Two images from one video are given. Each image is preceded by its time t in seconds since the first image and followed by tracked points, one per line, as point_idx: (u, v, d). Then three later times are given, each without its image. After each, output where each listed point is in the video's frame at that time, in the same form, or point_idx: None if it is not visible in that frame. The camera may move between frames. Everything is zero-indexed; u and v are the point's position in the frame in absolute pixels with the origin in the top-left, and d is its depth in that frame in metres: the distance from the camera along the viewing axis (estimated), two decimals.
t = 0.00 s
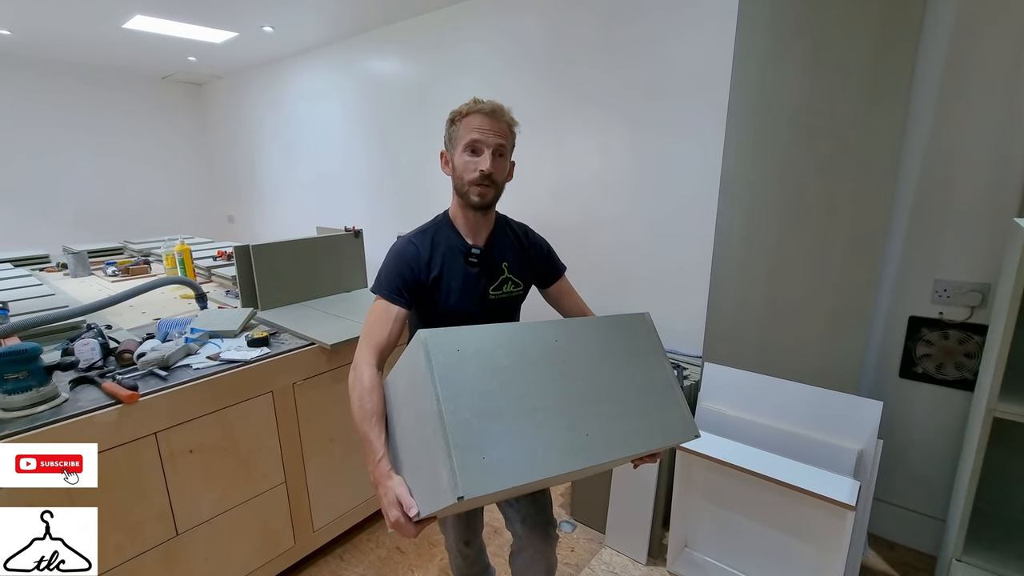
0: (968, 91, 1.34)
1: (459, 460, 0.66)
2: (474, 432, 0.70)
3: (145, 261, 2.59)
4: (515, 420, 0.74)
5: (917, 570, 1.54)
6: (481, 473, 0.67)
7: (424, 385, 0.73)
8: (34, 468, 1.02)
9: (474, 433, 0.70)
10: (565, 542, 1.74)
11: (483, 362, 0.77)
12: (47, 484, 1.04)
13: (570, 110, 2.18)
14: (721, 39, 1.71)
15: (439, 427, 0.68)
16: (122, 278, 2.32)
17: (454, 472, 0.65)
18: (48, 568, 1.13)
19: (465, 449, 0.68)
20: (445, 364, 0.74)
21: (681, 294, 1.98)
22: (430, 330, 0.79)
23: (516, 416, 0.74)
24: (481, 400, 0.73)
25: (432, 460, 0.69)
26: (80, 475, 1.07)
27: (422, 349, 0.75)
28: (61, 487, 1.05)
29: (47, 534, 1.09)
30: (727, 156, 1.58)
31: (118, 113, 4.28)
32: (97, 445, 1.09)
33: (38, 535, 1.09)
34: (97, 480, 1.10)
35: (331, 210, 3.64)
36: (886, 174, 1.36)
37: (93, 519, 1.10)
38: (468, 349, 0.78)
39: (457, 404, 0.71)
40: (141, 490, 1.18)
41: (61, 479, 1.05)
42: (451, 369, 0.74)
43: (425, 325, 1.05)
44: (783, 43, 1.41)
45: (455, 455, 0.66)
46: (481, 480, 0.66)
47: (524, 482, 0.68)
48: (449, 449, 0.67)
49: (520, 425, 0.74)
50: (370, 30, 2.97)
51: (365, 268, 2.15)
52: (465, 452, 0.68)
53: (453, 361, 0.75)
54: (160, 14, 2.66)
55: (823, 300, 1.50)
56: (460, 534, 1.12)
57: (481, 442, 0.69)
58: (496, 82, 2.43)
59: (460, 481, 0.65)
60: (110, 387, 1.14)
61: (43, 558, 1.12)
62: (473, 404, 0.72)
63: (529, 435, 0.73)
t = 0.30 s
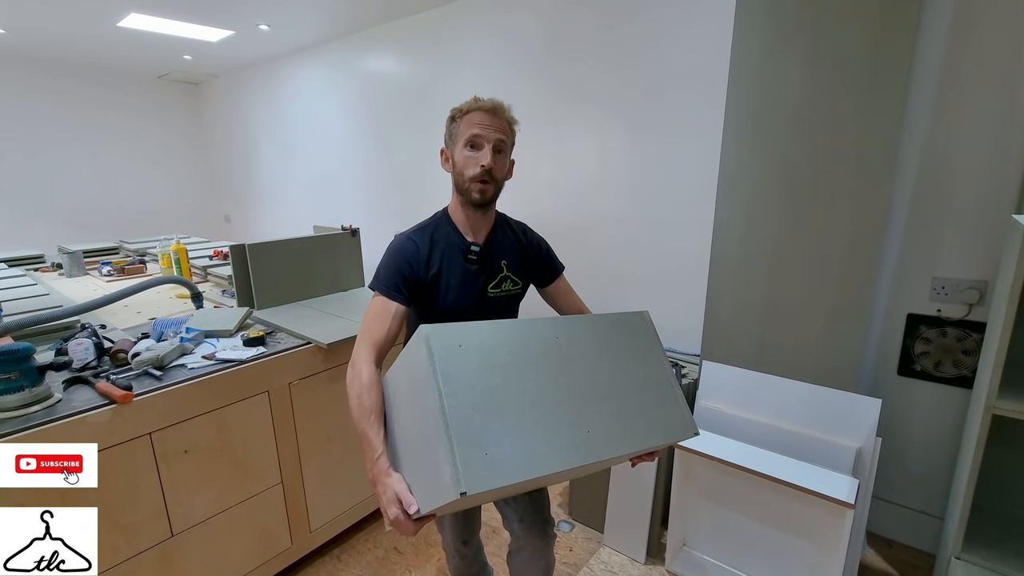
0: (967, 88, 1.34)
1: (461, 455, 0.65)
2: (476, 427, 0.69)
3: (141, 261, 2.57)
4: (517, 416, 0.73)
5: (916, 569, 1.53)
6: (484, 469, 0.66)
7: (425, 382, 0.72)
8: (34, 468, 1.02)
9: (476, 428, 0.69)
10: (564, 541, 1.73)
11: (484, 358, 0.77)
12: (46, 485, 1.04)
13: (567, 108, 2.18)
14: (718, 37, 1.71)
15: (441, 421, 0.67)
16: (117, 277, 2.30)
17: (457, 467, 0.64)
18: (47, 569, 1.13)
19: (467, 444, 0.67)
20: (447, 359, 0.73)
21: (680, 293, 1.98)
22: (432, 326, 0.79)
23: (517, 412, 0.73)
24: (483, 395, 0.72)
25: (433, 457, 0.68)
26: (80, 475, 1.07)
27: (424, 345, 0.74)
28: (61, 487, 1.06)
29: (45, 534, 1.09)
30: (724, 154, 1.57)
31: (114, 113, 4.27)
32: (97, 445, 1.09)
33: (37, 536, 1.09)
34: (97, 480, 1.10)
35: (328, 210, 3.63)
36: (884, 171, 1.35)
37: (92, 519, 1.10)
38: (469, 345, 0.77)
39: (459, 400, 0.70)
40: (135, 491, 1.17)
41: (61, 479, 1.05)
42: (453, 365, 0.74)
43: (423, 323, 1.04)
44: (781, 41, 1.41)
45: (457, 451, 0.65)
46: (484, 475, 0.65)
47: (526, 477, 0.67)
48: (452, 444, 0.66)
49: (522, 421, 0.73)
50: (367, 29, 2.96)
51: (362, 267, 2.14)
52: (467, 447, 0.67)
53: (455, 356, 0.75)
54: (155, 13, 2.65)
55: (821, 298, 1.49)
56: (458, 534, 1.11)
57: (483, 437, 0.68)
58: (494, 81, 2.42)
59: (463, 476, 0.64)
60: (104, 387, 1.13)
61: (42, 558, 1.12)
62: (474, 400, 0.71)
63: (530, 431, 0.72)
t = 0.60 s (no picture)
0: (965, 82, 1.34)
1: (467, 452, 0.65)
2: (480, 423, 0.68)
3: (135, 260, 2.56)
4: (520, 412, 0.72)
5: (914, 563, 1.54)
6: (488, 465, 0.65)
7: (428, 378, 0.72)
8: (34, 468, 1.02)
9: (481, 424, 0.69)
10: (562, 538, 1.73)
11: (487, 354, 0.76)
12: (46, 484, 1.04)
13: (563, 105, 2.17)
14: (715, 33, 1.70)
15: (446, 418, 0.67)
16: (112, 276, 2.29)
17: (462, 464, 0.64)
18: (48, 569, 1.13)
19: (471, 440, 0.66)
20: (449, 356, 0.73)
21: (677, 289, 1.97)
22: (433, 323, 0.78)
23: (519, 408, 0.73)
24: (485, 392, 0.71)
25: (436, 453, 0.68)
26: (80, 475, 1.07)
27: (426, 342, 0.73)
28: (61, 487, 1.05)
29: (46, 534, 1.09)
30: (721, 149, 1.57)
31: (109, 111, 4.24)
32: (97, 445, 1.09)
33: (38, 535, 1.09)
34: (97, 480, 1.10)
35: (324, 208, 3.61)
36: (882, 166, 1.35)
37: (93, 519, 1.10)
38: (472, 341, 0.77)
39: (463, 396, 0.70)
40: (131, 491, 1.16)
41: (61, 479, 1.05)
42: (456, 361, 0.73)
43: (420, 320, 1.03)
44: (778, 35, 1.40)
45: (462, 447, 0.65)
46: (489, 471, 0.65)
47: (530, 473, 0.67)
48: (456, 441, 0.65)
49: (524, 417, 0.72)
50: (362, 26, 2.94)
51: (359, 266, 2.13)
52: (471, 443, 0.66)
53: (457, 353, 0.74)
54: (149, 9, 2.63)
55: (819, 294, 1.49)
56: (457, 532, 1.11)
57: (488, 434, 0.68)
58: (489, 78, 2.41)
59: (468, 473, 0.63)
60: (99, 387, 1.12)
61: (43, 558, 1.12)
62: (476, 396, 0.71)
63: (533, 427, 0.72)
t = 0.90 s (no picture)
0: (961, 78, 1.34)
1: (470, 447, 0.65)
2: (482, 419, 0.68)
3: (132, 259, 2.55)
4: (521, 407, 0.72)
5: (911, 557, 1.55)
6: (490, 461, 0.65)
7: (428, 377, 0.71)
8: (34, 468, 1.02)
9: (483, 421, 0.68)
10: (561, 536, 1.73)
11: (486, 351, 0.76)
12: (46, 485, 1.04)
13: (560, 103, 2.17)
14: (712, 30, 1.70)
15: (448, 415, 0.67)
16: (108, 276, 2.28)
17: (466, 460, 0.64)
18: (47, 569, 1.13)
19: (475, 436, 0.66)
20: (449, 353, 0.72)
21: (675, 286, 1.98)
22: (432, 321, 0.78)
23: (520, 403, 0.73)
24: (486, 388, 0.71)
25: (437, 451, 0.68)
26: (80, 475, 1.07)
27: (426, 340, 0.73)
28: (60, 487, 1.05)
29: (46, 534, 1.09)
30: (718, 146, 1.57)
31: (105, 110, 4.22)
32: (97, 445, 1.09)
33: (37, 536, 1.09)
34: (97, 480, 1.10)
35: (321, 207, 3.60)
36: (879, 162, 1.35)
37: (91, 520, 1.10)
38: (471, 338, 0.76)
39: (464, 393, 0.69)
40: (130, 490, 1.16)
41: (60, 479, 1.05)
42: (456, 358, 0.73)
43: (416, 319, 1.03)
44: (775, 32, 1.40)
45: (465, 443, 0.65)
46: (493, 466, 0.65)
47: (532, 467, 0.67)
48: (459, 437, 0.65)
49: (525, 412, 0.72)
50: (358, 24, 2.94)
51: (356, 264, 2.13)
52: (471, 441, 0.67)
53: (457, 351, 0.74)
54: (144, 7, 2.62)
55: (817, 290, 1.50)
56: (455, 530, 1.11)
57: (490, 430, 0.68)
58: (486, 76, 2.41)
59: (472, 469, 0.63)
60: (96, 387, 1.12)
61: (42, 559, 1.12)
62: (477, 392, 0.71)
63: (534, 422, 0.72)
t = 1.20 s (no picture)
0: (959, 76, 1.34)
1: (473, 444, 0.65)
2: (484, 415, 0.69)
3: (131, 258, 2.55)
4: (522, 403, 0.73)
5: (909, 553, 1.55)
6: (491, 457, 0.66)
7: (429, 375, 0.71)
8: (34, 468, 1.02)
9: (485, 417, 0.69)
10: (560, 533, 1.74)
11: (486, 347, 0.76)
12: (46, 484, 1.04)
13: (558, 101, 2.18)
14: (711, 29, 1.70)
15: (450, 412, 0.67)
16: (107, 275, 2.28)
17: (470, 456, 0.64)
18: (47, 569, 1.13)
19: (477, 433, 0.67)
20: (450, 350, 0.73)
21: (674, 285, 1.98)
22: (432, 319, 0.78)
23: (522, 400, 0.73)
24: (487, 384, 0.72)
25: (439, 450, 0.68)
26: (80, 475, 1.07)
27: (426, 338, 0.73)
28: (60, 487, 1.05)
29: (46, 534, 1.09)
30: (717, 144, 1.57)
31: (102, 109, 4.21)
32: (97, 445, 1.09)
33: (37, 536, 1.09)
34: (97, 480, 1.10)
35: (320, 206, 3.60)
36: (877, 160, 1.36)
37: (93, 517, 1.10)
38: (471, 335, 0.77)
39: (466, 390, 0.70)
40: (131, 488, 1.16)
41: (60, 479, 1.05)
42: (457, 355, 0.73)
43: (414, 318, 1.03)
44: (773, 30, 1.41)
45: (469, 440, 0.65)
46: (497, 462, 0.65)
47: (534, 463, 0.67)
48: (462, 433, 0.66)
49: (527, 408, 0.72)
50: (357, 23, 2.93)
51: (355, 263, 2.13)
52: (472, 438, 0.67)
53: (457, 348, 0.74)
54: (142, 6, 2.61)
55: (815, 288, 1.50)
56: (455, 529, 1.11)
57: (492, 426, 0.68)
58: (485, 75, 2.41)
59: (476, 464, 0.64)
60: (95, 386, 1.12)
61: (42, 559, 1.12)
62: (479, 389, 0.71)
63: (536, 417, 0.72)
